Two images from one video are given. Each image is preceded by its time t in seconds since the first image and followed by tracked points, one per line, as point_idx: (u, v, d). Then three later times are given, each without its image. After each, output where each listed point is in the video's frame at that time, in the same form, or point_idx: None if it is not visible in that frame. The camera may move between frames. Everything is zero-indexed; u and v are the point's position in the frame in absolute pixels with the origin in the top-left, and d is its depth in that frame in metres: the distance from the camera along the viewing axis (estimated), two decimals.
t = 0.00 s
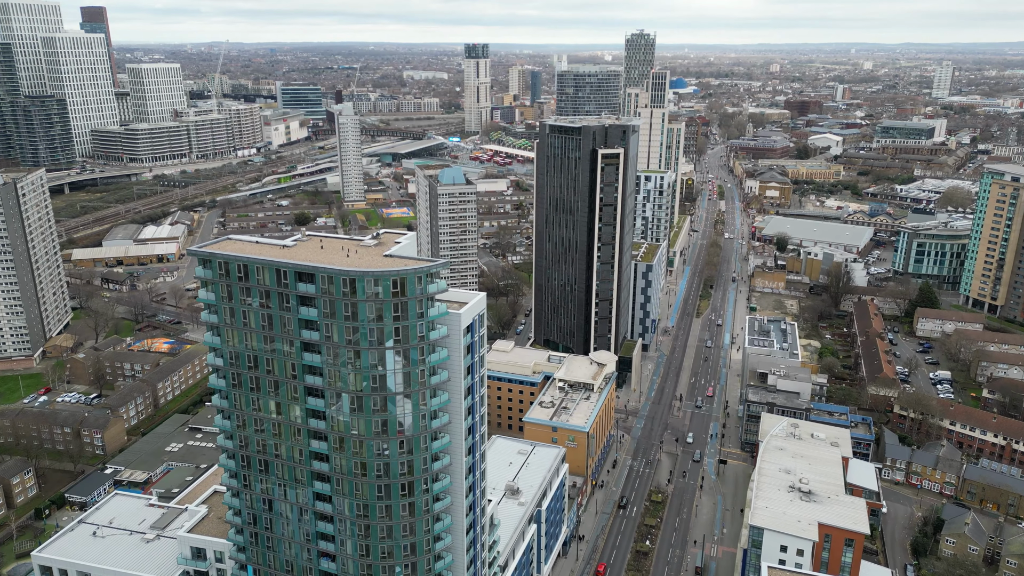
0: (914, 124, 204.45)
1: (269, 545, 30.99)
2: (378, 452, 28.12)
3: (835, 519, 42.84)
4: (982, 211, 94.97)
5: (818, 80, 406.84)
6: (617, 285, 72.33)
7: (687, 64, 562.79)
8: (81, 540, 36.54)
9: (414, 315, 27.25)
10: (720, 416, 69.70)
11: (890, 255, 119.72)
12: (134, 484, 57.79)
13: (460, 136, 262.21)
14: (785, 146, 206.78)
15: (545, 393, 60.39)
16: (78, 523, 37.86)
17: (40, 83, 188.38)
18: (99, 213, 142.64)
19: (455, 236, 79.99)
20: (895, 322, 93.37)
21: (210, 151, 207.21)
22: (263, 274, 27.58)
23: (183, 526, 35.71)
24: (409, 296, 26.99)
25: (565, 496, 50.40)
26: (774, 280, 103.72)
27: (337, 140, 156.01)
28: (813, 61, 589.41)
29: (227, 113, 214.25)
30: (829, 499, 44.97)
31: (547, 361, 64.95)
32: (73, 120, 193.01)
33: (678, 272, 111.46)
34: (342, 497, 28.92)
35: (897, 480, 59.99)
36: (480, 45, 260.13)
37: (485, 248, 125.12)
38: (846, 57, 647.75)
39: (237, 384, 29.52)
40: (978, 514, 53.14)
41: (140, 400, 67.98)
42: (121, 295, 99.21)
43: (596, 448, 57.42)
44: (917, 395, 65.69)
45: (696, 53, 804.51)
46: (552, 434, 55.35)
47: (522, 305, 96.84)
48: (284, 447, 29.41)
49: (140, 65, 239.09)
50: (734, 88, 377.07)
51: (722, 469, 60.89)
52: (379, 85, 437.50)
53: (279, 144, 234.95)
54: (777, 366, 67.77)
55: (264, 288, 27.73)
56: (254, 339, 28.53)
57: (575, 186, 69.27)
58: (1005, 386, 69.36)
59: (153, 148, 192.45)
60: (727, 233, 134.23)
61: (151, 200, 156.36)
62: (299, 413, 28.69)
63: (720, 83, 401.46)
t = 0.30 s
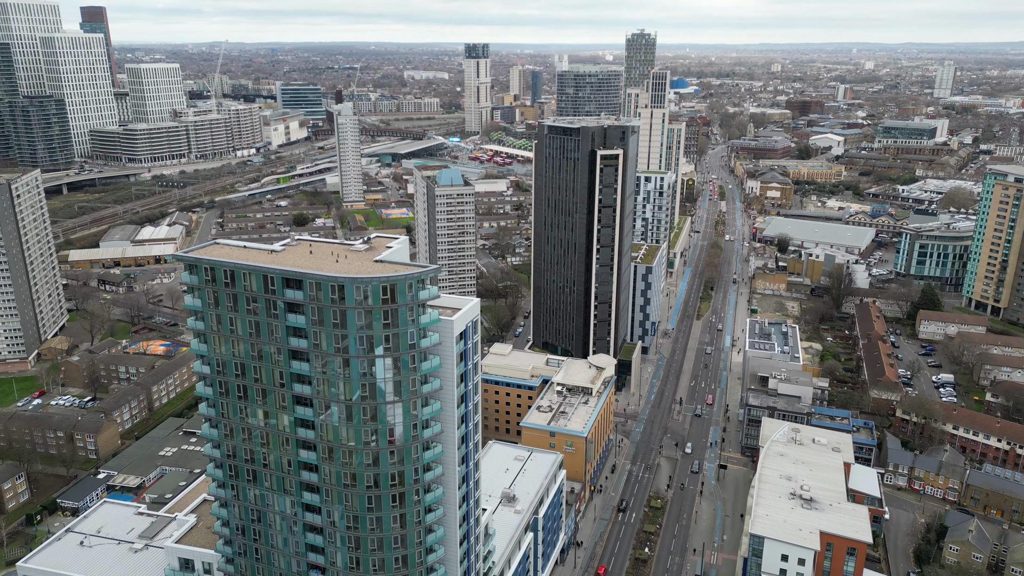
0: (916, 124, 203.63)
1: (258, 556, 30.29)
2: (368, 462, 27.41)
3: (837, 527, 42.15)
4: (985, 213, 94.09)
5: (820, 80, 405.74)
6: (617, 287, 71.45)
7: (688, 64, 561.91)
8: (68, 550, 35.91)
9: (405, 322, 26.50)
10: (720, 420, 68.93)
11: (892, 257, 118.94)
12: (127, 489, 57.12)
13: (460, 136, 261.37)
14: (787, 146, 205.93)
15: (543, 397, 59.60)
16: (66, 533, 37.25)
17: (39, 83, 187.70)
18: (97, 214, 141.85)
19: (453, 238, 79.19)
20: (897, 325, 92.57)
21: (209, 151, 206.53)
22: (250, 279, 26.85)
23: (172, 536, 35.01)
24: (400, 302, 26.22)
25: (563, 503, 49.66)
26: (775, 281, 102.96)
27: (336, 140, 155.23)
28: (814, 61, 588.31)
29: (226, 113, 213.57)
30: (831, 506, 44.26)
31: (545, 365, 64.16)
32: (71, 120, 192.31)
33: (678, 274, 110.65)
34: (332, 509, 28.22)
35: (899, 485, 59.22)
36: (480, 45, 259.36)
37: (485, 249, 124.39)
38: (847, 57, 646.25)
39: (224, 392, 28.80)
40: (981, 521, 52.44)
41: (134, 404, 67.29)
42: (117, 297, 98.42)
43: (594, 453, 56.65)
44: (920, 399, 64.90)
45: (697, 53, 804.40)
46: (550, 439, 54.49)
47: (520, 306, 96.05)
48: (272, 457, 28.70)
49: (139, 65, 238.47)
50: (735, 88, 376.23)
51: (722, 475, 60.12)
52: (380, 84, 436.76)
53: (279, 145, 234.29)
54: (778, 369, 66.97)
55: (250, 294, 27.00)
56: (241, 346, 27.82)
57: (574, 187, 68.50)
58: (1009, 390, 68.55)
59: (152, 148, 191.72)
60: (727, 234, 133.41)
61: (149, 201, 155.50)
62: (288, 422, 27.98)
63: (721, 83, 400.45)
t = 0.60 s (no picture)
0: (917, 124, 202.86)
1: (246, 569, 29.60)
2: (358, 474, 26.68)
3: (838, 536, 41.45)
4: (988, 214, 93.23)
5: (821, 80, 404.76)
6: (616, 289, 70.73)
7: (689, 65, 560.63)
8: (54, 561, 35.31)
9: (395, 330, 25.75)
10: (720, 424, 68.19)
11: (894, 258, 118.16)
12: (120, 495, 56.51)
13: (460, 137, 260.83)
14: (788, 146, 205.18)
15: (540, 402, 58.89)
16: (52, 542, 36.68)
17: (38, 83, 187.12)
18: (94, 215, 141.11)
19: (450, 239, 78.50)
20: (899, 327, 91.81)
21: (208, 151, 206.03)
22: (236, 285, 26.13)
23: (159, 546, 34.38)
24: (390, 310, 25.46)
25: (560, 509, 48.95)
26: (776, 283, 102.24)
27: (335, 141, 154.60)
28: (815, 61, 586.89)
29: (225, 113, 213.08)
30: (833, 514, 43.53)
31: (543, 368, 63.36)
32: (70, 120, 191.66)
33: (678, 275, 109.91)
34: (320, 521, 27.52)
35: (902, 491, 58.42)
36: (480, 45, 258.86)
37: (484, 250, 123.69)
38: (848, 57, 644.89)
39: (211, 402, 28.08)
40: (985, 528, 51.67)
41: (129, 408, 66.69)
42: (113, 298, 97.71)
43: (592, 458, 55.94)
44: (922, 403, 64.08)
45: (699, 53, 803.17)
46: (548, 444, 53.73)
47: (519, 308, 95.39)
48: (260, 467, 27.96)
49: (138, 65, 237.93)
50: (736, 88, 375.38)
51: (722, 480, 59.39)
52: (380, 85, 436.18)
53: (278, 145, 233.79)
54: (779, 373, 66.22)
55: (236, 301, 26.29)
56: (228, 355, 27.10)
57: (572, 189, 67.85)
58: (1012, 394, 67.74)
59: (151, 148, 191.08)
60: (728, 235, 132.63)
61: (147, 201, 154.79)
62: (275, 432, 27.26)
63: (722, 83, 399.64)
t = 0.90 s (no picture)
0: (919, 124, 201.84)
1: None
2: (346, 486, 25.90)
3: (840, 546, 40.63)
4: (991, 216, 92.35)
5: (822, 80, 403.76)
6: (615, 292, 70.08)
7: (690, 65, 559.49)
8: (39, 571, 34.66)
9: (384, 339, 25.00)
10: (721, 428, 67.42)
11: (896, 259, 117.31)
12: (113, 501, 55.84)
13: (460, 137, 260.25)
14: (789, 147, 204.42)
15: (538, 406, 58.14)
16: (38, 552, 36.02)
17: (36, 83, 186.52)
18: (92, 215, 140.38)
19: (448, 241, 77.77)
20: (901, 330, 91.00)
21: (208, 152, 205.49)
22: (221, 293, 25.41)
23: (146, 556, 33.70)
24: (378, 318, 24.71)
25: (558, 517, 48.18)
26: (777, 285, 101.52)
27: (334, 141, 153.95)
28: (817, 61, 585.30)
29: (224, 113, 212.53)
30: (834, 523, 42.76)
31: (541, 372, 62.58)
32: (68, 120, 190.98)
33: (678, 277, 109.15)
34: (308, 534, 26.76)
35: (904, 497, 57.60)
36: (480, 45, 258.35)
37: (483, 252, 122.97)
38: (850, 57, 643.65)
39: (196, 411, 27.35)
40: (989, 536, 50.79)
41: (122, 412, 65.99)
42: (109, 300, 97.02)
43: (590, 464, 55.20)
44: (925, 408, 63.28)
45: (700, 53, 801.95)
46: (545, 450, 53.03)
47: (518, 310, 94.70)
48: (246, 478, 27.22)
49: (137, 65, 237.35)
50: (737, 88, 374.52)
51: (722, 486, 58.62)
52: (381, 85, 435.61)
53: (278, 145, 233.23)
54: (780, 377, 65.43)
55: (221, 308, 25.54)
56: (213, 364, 26.36)
57: (571, 191, 67.10)
58: (1016, 398, 66.93)
59: (150, 148, 190.43)
60: (729, 237, 131.74)
61: (145, 202, 154.16)
62: (261, 443, 26.50)
63: (723, 83, 398.80)
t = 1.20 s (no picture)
0: (922, 125, 200.82)
1: None
2: (332, 499, 25.17)
3: (842, 556, 39.81)
4: (994, 217, 91.52)
5: (824, 80, 402.40)
6: (614, 295, 69.49)
7: (691, 64, 557.81)
8: None
9: (373, 347, 24.24)
10: (721, 433, 66.68)
11: (898, 261, 116.47)
12: (105, 506, 55.20)
13: (460, 137, 259.61)
14: (791, 147, 203.52)
15: (535, 411, 57.40)
16: (23, 561, 35.28)
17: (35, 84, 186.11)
18: (90, 216, 139.75)
19: (446, 244, 77.10)
20: (903, 332, 90.20)
21: (207, 152, 204.94)
22: (205, 300, 24.66)
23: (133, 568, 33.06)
24: (366, 326, 23.97)
25: (554, 524, 47.39)
26: (778, 286, 100.72)
27: (334, 141, 153.34)
28: (819, 62, 583.69)
29: (224, 113, 212.12)
30: (836, 532, 41.95)
31: (539, 376, 61.83)
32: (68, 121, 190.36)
33: (678, 279, 108.44)
34: (294, 548, 26.07)
35: (907, 503, 56.79)
36: (480, 45, 257.95)
37: (482, 253, 122.25)
38: (852, 57, 641.80)
39: (180, 421, 26.61)
40: (993, 543, 50.04)
41: (116, 415, 65.36)
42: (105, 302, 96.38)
43: (588, 470, 54.47)
44: (928, 412, 62.52)
45: (701, 53, 800.46)
46: (543, 456, 52.32)
47: (517, 312, 94.02)
48: (232, 489, 26.49)
49: (137, 66, 237.02)
50: (738, 88, 373.58)
51: (722, 492, 57.90)
52: (381, 85, 434.80)
53: (277, 146, 232.66)
54: (781, 381, 64.66)
55: (205, 316, 24.80)
56: (197, 372, 25.63)
57: (569, 192, 66.44)
58: (1020, 402, 66.13)
59: (149, 149, 189.87)
60: (730, 238, 130.85)
61: (143, 202, 153.55)
62: (247, 455, 25.78)
63: (724, 83, 397.74)
